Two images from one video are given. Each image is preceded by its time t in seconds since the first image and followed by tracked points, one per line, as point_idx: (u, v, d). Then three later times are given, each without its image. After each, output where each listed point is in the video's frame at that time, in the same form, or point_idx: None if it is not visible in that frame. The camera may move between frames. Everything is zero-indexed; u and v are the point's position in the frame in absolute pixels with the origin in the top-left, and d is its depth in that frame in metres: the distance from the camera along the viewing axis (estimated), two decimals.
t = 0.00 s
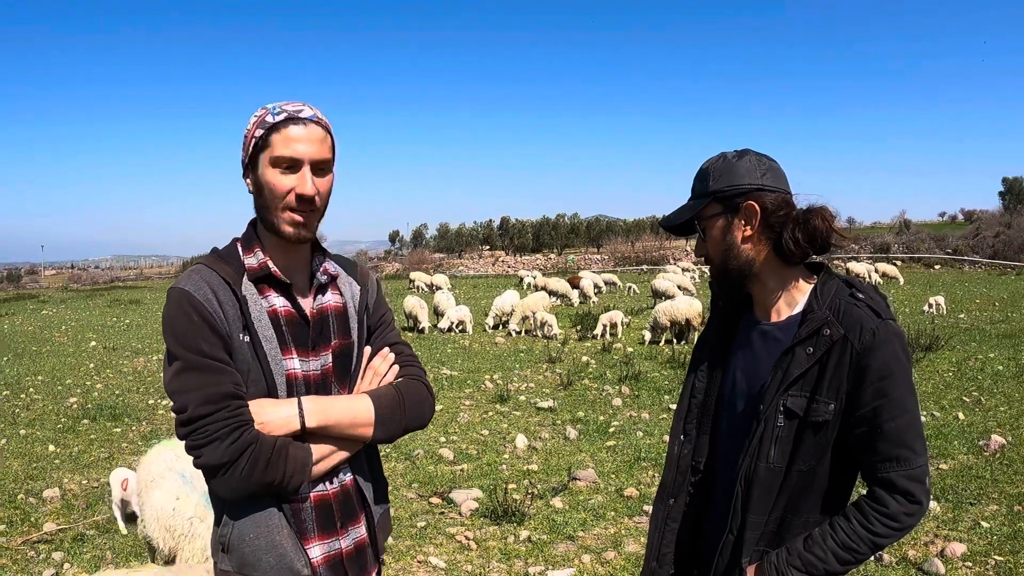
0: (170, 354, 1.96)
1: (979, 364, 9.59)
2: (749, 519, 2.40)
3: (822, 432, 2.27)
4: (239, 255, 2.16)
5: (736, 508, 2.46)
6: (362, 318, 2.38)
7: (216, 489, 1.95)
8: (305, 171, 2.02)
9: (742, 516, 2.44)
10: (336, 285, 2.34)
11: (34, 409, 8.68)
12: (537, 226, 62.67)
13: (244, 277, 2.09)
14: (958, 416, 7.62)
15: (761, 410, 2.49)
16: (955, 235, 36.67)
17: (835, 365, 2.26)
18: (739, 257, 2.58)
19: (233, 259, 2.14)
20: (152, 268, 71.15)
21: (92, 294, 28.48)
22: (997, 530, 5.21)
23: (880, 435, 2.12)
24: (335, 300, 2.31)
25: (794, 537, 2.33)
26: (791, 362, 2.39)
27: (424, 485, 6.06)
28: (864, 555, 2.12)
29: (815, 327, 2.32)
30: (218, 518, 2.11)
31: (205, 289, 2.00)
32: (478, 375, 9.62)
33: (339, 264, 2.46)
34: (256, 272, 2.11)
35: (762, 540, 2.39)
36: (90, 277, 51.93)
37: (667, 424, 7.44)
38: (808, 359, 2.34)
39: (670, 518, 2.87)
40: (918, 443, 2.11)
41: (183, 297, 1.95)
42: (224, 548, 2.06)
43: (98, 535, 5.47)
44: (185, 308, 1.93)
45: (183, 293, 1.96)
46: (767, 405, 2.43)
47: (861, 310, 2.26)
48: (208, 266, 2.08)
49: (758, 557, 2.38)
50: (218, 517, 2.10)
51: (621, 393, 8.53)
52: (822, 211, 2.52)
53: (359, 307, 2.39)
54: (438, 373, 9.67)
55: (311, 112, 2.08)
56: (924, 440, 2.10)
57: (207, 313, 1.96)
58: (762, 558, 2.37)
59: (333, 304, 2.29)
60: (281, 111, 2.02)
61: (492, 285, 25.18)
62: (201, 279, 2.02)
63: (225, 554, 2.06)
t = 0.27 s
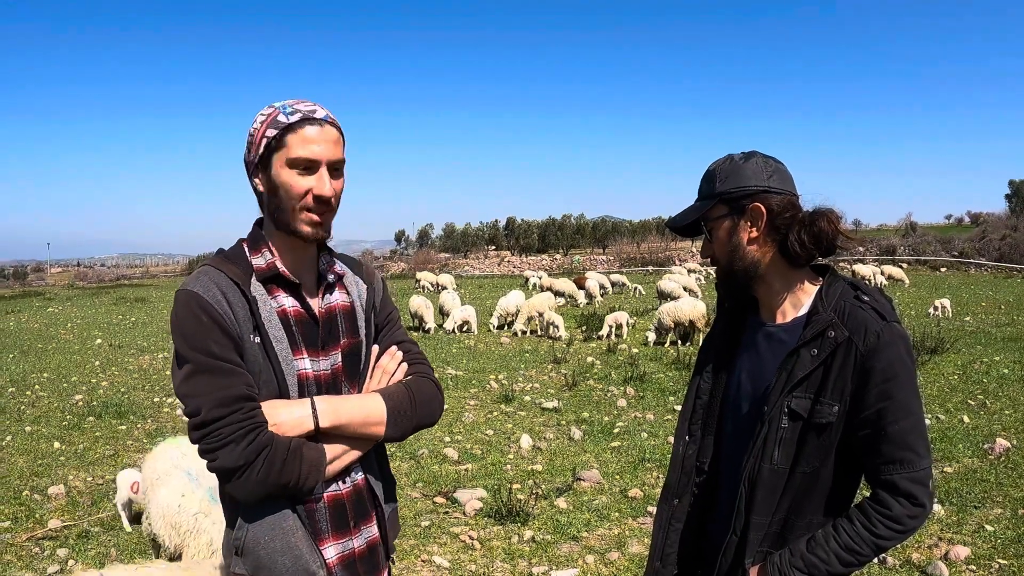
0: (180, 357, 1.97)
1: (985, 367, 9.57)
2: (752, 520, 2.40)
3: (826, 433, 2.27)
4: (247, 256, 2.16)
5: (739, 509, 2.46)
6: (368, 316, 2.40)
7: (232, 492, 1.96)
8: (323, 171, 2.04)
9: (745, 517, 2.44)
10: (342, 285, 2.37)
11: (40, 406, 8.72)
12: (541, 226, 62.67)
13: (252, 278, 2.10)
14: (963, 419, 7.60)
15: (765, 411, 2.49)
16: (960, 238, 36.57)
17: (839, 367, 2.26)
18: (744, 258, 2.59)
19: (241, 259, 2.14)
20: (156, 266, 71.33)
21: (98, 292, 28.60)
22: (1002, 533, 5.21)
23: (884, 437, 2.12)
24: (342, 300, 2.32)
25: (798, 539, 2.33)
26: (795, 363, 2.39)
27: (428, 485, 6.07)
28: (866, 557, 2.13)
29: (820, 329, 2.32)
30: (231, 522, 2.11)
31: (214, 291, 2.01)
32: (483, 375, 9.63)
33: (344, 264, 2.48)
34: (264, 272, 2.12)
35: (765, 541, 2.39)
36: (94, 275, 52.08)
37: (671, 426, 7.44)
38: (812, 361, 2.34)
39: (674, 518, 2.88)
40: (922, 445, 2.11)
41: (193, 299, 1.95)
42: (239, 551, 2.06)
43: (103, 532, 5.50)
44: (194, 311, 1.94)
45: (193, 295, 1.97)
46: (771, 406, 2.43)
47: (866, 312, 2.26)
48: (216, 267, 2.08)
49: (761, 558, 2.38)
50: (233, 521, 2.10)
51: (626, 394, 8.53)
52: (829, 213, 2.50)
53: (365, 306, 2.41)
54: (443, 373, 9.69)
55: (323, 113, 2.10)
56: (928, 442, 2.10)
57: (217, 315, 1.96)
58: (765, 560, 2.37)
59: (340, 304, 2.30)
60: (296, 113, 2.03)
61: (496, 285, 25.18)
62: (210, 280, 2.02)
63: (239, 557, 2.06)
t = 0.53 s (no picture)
0: (192, 365, 1.90)
1: (986, 368, 9.57)
2: (753, 519, 2.41)
3: (826, 433, 2.27)
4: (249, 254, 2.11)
5: (740, 508, 2.46)
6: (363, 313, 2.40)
7: (255, 501, 1.92)
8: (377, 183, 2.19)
9: (746, 516, 2.44)
10: (339, 284, 2.36)
11: (41, 405, 8.73)
12: (542, 226, 62.69)
13: (259, 279, 2.06)
14: (964, 420, 7.60)
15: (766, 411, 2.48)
16: (961, 239, 36.56)
17: (839, 367, 2.26)
18: (745, 258, 2.59)
19: (244, 258, 2.08)
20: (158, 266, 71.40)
21: (100, 291, 28.64)
22: (1002, 534, 5.21)
23: (885, 437, 2.13)
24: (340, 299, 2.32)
25: (798, 538, 2.33)
26: (796, 363, 2.39)
27: (429, 484, 6.07)
28: (867, 555, 2.13)
29: (821, 329, 2.32)
30: (245, 533, 2.05)
31: (225, 295, 1.96)
32: (484, 375, 9.63)
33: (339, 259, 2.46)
34: (271, 274, 2.08)
35: (766, 540, 2.39)
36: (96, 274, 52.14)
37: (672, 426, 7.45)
38: (813, 361, 2.33)
39: (674, 516, 2.89)
40: (923, 444, 2.11)
41: (206, 305, 1.90)
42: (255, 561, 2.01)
43: (104, 530, 5.51)
44: (209, 316, 1.89)
45: (206, 299, 1.92)
46: (772, 406, 2.43)
47: (866, 312, 2.26)
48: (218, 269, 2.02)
49: (762, 557, 2.39)
50: (248, 531, 2.05)
51: (627, 394, 8.54)
52: (830, 214, 2.51)
53: (360, 304, 2.41)
54: (444, 373, 9.69)
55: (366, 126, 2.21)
56: (928, 442, 2.11)
57: (231, 320, 1.93)
58: (766, 559, 2.38)
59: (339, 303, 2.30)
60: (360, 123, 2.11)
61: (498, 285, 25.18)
62: (218, 285, 1.97)
63: (255, 566, 2.01)
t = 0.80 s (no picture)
0: (242, 362, 1.81)
1: (988, 368, 9.56)
2: (757, 519, 2.40)
3: (831, 432, 2.27)
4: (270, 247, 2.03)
5: (743, 508, 2.45)
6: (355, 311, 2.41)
7: (304, 500, 1.90)
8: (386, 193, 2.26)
9: (749, 516, 2.44)
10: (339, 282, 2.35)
11: (42, 405, 8.74)
12: (543, 226, 62.68)
13: (287, 274, 2.01)
14: (965, 420, 7.60)
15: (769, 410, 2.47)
16: (963, 239, 36.54)
17: (844, 367, 2.26)
18: (750, 258, 2.59)
19: (265, 251, 1.99)
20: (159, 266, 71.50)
21: (103, 291, 28.68)
22: (1004, 534, 5.21)
23: (889, 436, 2.13)
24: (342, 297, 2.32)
25: (802, 537, 2.33)
26: (800, 363, 2.38)
27: (431, 484, 6.08)
28: (872, 554, 2.13)
29: (826, 328, 2.31)
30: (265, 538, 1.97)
31: (269, 291, 1.91)
32: (486, 375, 9.64)
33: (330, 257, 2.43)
34: (297, 270, 2.04)
35: (769, 539, 2.39)
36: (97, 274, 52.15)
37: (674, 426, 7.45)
38: (817, 360, 2.33)
39: (673, 512, 2.90)
40: (926, 443, 2.13)
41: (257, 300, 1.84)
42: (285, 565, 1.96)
43: (106, 530, 5.52)
44: (259, 311, 1.83)
45: (252, 292, 1.85)
46: (776, 406, 2.41)
47: (871, 312, 2.26)
48: (248, 261, 1.92)
49: (765, 557, 2.39)
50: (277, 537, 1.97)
51: (629, 394, 8.54)
52: (835, 214, 2.52)
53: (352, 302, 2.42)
54: (446, 373, 9.70)
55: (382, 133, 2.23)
56: (931, 440, 2.12)
57: (280, 316, 1.89)
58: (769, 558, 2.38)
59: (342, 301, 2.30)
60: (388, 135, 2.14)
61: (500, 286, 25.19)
62: (261, 280, 1.90)
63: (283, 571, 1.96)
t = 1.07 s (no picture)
0: (298, 364, 1.81)
1: (992, 371, 9.54)
2: (764, 523, 2.39)
3: (839, 435, 2.27)
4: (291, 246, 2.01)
5: (750, 512, 2.44)
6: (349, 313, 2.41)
7: (351, 497, 1.94)
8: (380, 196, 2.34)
9: (756, 519, 2.42)
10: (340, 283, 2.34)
11: (46, 406, 8.76)
12: (546, 228, 62.71)
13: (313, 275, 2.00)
14: (969, 423, 7.59)
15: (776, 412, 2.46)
16: (967, 241, 36.47)
17: (853, 370, 2.26)
18: (761, 261, 2.59)
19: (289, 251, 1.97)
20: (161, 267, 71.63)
21: (107, 292, 28.77)
22: (1008, 537, 5.20)
23: (898, 439, 2.14)
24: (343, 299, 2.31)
25: (808, 540, 2.33)
26: (808, 366, 2.37)
27: (434, 486, 6.08)
28: (879, 557, 2.14)
29: (834, 331, 2.31)
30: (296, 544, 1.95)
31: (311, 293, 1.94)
32: (489, 377, 9.64)
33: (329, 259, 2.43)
34: (320, 271, 2.03)
35: (776, 542, 2.38)
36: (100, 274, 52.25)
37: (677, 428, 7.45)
38: (826, 364, 2.32)
39: (672, 511, 2.89)
40: (933, 446, 2.14)
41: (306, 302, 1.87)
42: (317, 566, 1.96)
43: (109, 531, 5.52)
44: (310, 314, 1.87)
45: (298, 293, 1.87)
46: (783, 409, 2.41)
47: (878, 315, 2.26)
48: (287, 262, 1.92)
49: (771, 560, 2.38)
50: (306, 542, 1.96)
51: (632, 397, 8.54)
52: (844, 220, 2.54)
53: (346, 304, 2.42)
54: (449, 375, 9.71)
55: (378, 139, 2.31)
56: (938, 444, 2.13)
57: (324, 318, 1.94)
58: (776, 561, 2.37)
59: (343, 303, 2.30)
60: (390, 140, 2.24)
61: (503, 288, 25.19)
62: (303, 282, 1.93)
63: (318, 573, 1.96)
